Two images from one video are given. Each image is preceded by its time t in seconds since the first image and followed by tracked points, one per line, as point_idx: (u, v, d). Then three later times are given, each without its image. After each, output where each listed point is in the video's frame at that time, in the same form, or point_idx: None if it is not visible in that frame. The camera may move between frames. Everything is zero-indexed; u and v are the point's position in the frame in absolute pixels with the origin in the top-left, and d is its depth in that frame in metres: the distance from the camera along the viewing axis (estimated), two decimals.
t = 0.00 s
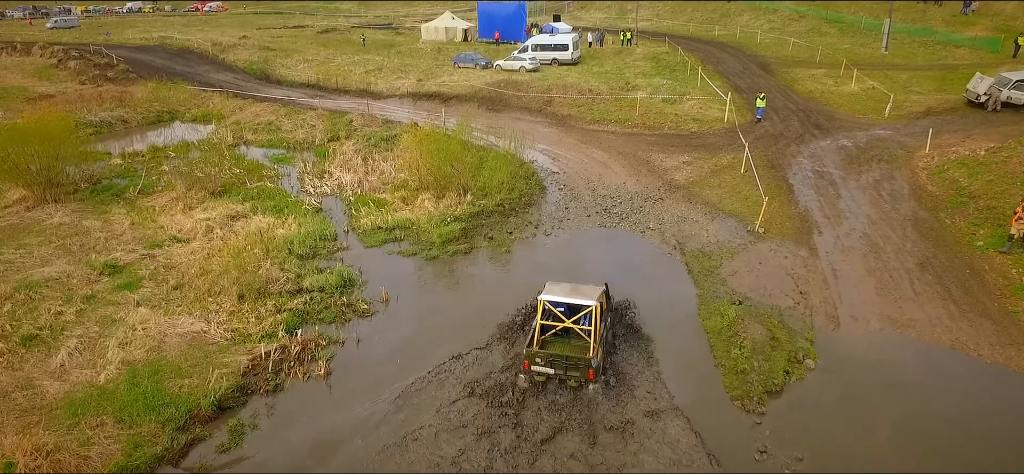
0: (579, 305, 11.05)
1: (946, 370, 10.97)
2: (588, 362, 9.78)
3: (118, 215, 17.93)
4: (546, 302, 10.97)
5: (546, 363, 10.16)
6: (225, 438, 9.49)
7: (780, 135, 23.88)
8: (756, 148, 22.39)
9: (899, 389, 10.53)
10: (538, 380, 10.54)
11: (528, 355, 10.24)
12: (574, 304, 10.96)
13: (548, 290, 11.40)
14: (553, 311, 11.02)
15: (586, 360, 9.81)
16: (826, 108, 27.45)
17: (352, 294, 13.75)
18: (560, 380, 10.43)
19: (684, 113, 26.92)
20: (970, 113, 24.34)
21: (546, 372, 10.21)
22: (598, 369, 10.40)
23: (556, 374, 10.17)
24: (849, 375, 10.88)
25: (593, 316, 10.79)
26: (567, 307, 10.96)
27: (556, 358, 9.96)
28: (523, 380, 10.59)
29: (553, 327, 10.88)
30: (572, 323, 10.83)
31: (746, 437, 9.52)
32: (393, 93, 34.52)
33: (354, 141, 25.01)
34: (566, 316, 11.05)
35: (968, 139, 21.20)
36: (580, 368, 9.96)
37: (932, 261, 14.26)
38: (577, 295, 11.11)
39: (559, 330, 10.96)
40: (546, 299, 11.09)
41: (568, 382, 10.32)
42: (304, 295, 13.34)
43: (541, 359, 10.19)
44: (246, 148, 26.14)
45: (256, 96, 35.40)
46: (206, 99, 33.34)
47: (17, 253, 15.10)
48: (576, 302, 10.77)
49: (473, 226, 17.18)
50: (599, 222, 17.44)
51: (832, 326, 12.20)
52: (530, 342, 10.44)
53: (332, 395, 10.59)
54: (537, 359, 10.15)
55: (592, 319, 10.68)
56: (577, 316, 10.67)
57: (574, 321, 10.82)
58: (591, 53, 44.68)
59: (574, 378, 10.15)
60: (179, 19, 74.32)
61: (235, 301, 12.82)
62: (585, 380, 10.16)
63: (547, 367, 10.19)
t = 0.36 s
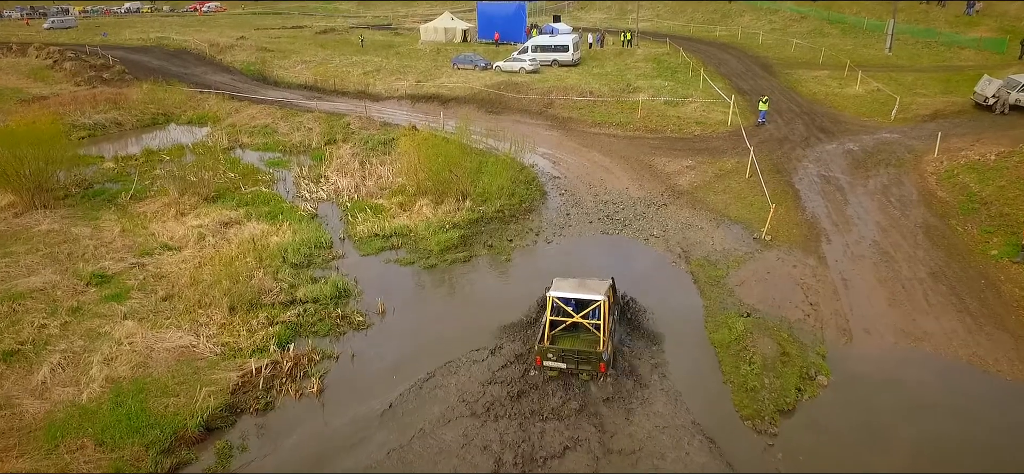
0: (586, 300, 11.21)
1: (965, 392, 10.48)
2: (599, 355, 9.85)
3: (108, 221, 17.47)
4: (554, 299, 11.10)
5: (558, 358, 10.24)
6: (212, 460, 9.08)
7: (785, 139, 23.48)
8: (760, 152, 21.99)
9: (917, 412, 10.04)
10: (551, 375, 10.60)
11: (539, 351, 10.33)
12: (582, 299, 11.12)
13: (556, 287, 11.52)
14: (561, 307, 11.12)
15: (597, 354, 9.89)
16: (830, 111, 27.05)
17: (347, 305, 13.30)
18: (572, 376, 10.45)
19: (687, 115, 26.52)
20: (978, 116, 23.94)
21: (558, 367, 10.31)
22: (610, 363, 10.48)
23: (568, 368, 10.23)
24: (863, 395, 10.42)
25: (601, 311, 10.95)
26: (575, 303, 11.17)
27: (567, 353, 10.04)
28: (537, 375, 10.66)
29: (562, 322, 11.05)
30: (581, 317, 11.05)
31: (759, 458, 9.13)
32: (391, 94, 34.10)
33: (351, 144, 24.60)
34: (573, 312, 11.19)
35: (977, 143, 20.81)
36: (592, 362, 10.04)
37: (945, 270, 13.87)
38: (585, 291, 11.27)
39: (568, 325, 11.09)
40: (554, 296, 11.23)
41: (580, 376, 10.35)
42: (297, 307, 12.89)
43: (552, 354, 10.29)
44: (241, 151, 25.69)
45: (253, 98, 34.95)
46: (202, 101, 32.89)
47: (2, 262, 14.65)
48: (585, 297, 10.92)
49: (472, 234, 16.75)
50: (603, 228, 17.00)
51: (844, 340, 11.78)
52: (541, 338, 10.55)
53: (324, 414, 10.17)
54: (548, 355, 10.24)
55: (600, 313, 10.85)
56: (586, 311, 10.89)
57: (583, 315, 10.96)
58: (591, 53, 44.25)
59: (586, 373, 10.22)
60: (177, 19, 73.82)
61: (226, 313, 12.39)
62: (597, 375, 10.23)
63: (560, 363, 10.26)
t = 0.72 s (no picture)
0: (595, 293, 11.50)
1: (986, 412, 10.05)
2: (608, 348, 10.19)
3: (98, 228, 17.03)
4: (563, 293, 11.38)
5: (568, 351, 10.54)
6: None
7: (791, 142, 23.09)
8: (765, 156, 21.59)
9: (935, 432, 9.67)
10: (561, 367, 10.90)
11: (549, 344, 10.62)
12: (591, 292, 11.41)
13: (564, 281, 11.79)
14: (571, 300, 11.42)
15: (605, 347, 10.21)
16: (835, 114, 26.65)
17: (342, 317, 12.88)
18: (581, 367, 10.77)
19: (690, 118, 26.11)
20: (987, 119, 23.54)
21: (569, 360, 10.63)
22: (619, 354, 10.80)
23: (578, 361, 10.54)
24: (880, 416, 10.01)
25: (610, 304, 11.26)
26: (583, 297, 11.44)
27: (578, 347, 10.34)
28: (548, 366, 10.99)
29: (571, 316, 11.31)
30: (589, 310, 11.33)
31: None
32: (390, 96, 33.70)
33: (349, 147, 24.19)
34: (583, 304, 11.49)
35: (987, 146, 20.41)
36: (601, 354, 10.36)
37: (958, 280, 13.48)
38: (592, 284, 11.54)
39: (578, 317, 11.41)
40: (563, 290, 11.51)
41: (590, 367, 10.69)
42: (291, 319, 12.47)
43: (563, 347, 10.59)
44: (237, 155, 25.26)
45: (250, 100, 34.55)
46: (198, 103, 32.45)
47: None
48: (594, 291, 11.22)
49: (471, 241, 16.33)
50: (606, 235, 16.59)
51: (856, 355, 11.36)
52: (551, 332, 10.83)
53: (318, 434, 9.81)
54: (558, 348, 10.54)
55: (608, 306, 11.17)
56: (595, 305, 11.18)
57: (592, 308, 11.29)
58: (592, 55, 43.82)
59: (596, 364, 10.55)
60: (177, 20, 73.36)
61: (217, 326, 11.97)
62: (606, 366, 10.56)
63: (570, 356, 10.56)
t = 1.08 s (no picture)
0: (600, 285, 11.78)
1: (1008, 432, 9.65)
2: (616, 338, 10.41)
3: (88, 235, 16.59)
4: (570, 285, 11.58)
5: (577, 341, 10.74)
6: None
7: (795, 146, 22.75)
8: (770, 159, 21.22)
9: (954, 451, 9.31)
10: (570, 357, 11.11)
11: (558, 335, 10.81)
12: (597, 284, 11.69)
13: (570, 274, 12.04)
14: (578, 293, 11.67)
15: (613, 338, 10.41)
16: (840, 117, 26.32)
17: (338, 330, 12.45)
18: (590, 358, 10.96)
19: (692, 121, 25.75)
20: (995, 122, 23.19)
21: (577, 350, 10.83)
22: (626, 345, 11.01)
23: (587, 351, 10.73)
24: (897, 436, 9.61)
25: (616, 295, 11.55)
26: (590, 289, 11.70)
27: (587, 336, 10.52)
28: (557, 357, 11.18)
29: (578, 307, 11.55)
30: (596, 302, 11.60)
31: None
32: (388, 98, 33.32)
33: (346, 151, 23.80)
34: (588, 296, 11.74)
35: (996, 151, 20.07)
36: (609, 345, 10.56)
37: (972, 290, 13.11)
38: (599, 277, 11.81)
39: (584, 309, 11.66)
40: (570, 283, 11.74)
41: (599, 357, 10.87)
42: (284, 332, 12.03)
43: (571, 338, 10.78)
44: (233, 158, 24.87)
45: (246, 102, 34.16)
46: (194, 106, 32.05)
47: None
48: (601, 283, 11.51)
49: (470, 249, 15.91)
50: (609, 243, 16.17)
51: (870, 370, 10.97)
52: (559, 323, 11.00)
53: (313, 455, 9.42)
54: (567, 339, 10.73)
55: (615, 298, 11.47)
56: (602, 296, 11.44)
57: (599, 300, 11.57)
58: (592, 56, 43.43)
59: (604, 354, 10.75)
60: (175, 20, 72.91)
61: (207, 339, 11.54)
62: (614, 356, 10.77)
63: (578, 346, 10.76)
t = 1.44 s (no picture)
0: (610, 278, 11.87)
1: None
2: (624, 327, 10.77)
3: (78, 242, 16.17)
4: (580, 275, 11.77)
5: (585, 330, 11.06)
6: None
7: (801, 149, 22.44)
8: (775, 163, 20.88)
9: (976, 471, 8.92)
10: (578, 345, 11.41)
11: (567, 323, 11.14)
12: (606, 276, 11.81)
13: (580, 266, 12.17)
14: (586, 283, 11.75)
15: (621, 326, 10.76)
16: (845, 120, 26.03)
17: (333, 342, 12.05)
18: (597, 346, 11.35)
19: (695, 123, 25.40)
20: (1003, 126, 22.87)
21: (585, 339, 11.14)
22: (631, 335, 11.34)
23: (594, 340, 11.07)
24: (915, 455, 9.20)
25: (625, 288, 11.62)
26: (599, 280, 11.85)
27: (595, 324, 10.90)
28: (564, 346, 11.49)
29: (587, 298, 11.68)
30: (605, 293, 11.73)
31: None
32: (387, 99, 32.96)
33: (343, 154, 23.42)
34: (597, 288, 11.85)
35: (1006, 156, 19.76)
36: (617, 333, 10.91)
37: (987, 301, 12.74)
38: (609, 269, 11.96)
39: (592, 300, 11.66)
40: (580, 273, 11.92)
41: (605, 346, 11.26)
42: (278, 345, 11.64)
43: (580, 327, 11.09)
44: (229, 162, 24.49)
45: (244, 104, 33.81)
46: (191, 108, 31.69)
47: None
48: (610, 274, 11.62)
49: (470, 257, 15.51)
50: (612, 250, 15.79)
51: (884, 385, 10.58)
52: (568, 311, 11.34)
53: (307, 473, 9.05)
54: (576, 327, 11.05)
55: (623, 289, 11.54)
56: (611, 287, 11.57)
57: (607, 291, 11.60)
58: (593, 57, 43.09)
59: (611, 342, 11.06)
60: (174, 20, 72.57)
61: (198, 352, 11.14)
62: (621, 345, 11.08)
63: (586, 334, 11.10)
